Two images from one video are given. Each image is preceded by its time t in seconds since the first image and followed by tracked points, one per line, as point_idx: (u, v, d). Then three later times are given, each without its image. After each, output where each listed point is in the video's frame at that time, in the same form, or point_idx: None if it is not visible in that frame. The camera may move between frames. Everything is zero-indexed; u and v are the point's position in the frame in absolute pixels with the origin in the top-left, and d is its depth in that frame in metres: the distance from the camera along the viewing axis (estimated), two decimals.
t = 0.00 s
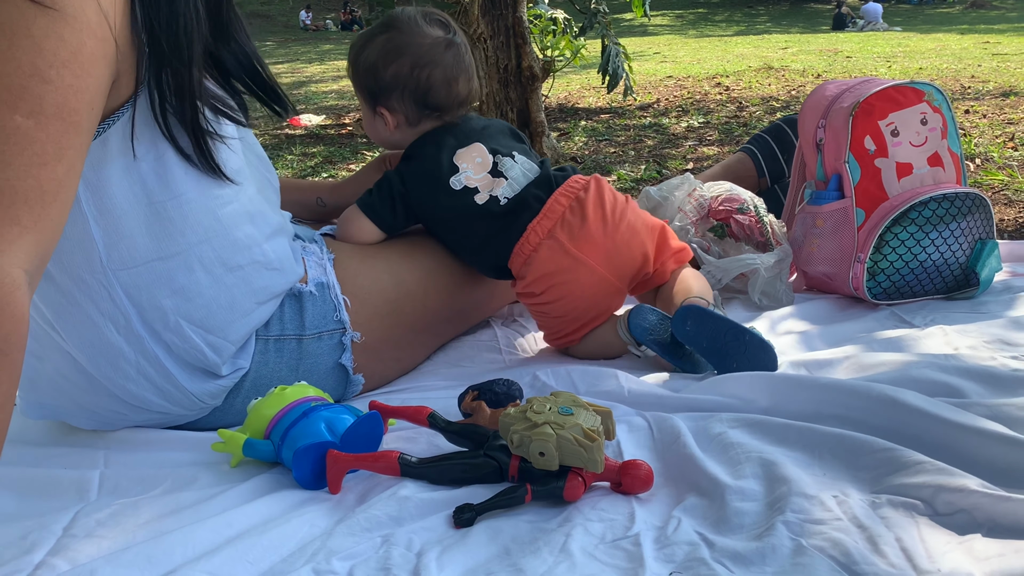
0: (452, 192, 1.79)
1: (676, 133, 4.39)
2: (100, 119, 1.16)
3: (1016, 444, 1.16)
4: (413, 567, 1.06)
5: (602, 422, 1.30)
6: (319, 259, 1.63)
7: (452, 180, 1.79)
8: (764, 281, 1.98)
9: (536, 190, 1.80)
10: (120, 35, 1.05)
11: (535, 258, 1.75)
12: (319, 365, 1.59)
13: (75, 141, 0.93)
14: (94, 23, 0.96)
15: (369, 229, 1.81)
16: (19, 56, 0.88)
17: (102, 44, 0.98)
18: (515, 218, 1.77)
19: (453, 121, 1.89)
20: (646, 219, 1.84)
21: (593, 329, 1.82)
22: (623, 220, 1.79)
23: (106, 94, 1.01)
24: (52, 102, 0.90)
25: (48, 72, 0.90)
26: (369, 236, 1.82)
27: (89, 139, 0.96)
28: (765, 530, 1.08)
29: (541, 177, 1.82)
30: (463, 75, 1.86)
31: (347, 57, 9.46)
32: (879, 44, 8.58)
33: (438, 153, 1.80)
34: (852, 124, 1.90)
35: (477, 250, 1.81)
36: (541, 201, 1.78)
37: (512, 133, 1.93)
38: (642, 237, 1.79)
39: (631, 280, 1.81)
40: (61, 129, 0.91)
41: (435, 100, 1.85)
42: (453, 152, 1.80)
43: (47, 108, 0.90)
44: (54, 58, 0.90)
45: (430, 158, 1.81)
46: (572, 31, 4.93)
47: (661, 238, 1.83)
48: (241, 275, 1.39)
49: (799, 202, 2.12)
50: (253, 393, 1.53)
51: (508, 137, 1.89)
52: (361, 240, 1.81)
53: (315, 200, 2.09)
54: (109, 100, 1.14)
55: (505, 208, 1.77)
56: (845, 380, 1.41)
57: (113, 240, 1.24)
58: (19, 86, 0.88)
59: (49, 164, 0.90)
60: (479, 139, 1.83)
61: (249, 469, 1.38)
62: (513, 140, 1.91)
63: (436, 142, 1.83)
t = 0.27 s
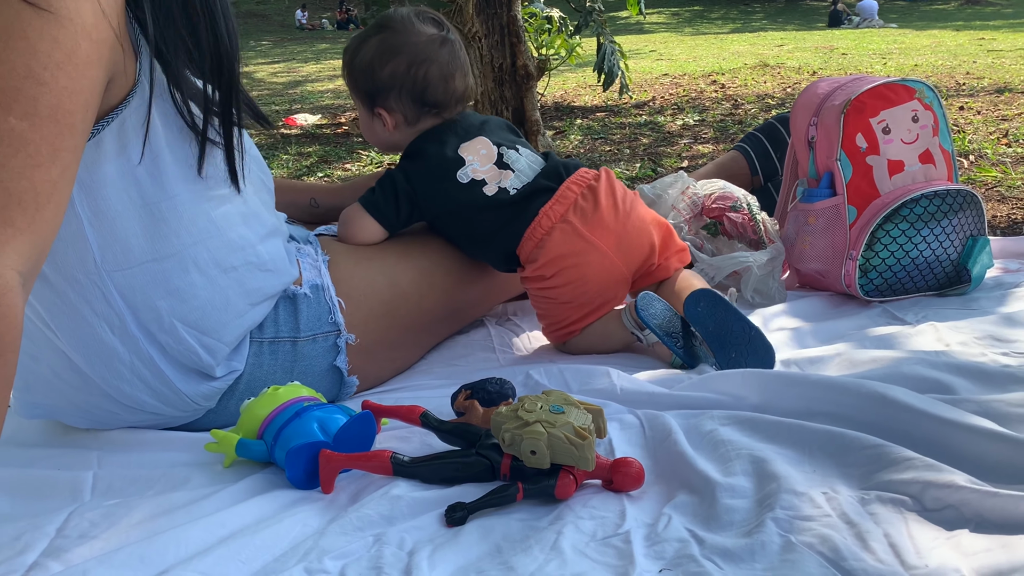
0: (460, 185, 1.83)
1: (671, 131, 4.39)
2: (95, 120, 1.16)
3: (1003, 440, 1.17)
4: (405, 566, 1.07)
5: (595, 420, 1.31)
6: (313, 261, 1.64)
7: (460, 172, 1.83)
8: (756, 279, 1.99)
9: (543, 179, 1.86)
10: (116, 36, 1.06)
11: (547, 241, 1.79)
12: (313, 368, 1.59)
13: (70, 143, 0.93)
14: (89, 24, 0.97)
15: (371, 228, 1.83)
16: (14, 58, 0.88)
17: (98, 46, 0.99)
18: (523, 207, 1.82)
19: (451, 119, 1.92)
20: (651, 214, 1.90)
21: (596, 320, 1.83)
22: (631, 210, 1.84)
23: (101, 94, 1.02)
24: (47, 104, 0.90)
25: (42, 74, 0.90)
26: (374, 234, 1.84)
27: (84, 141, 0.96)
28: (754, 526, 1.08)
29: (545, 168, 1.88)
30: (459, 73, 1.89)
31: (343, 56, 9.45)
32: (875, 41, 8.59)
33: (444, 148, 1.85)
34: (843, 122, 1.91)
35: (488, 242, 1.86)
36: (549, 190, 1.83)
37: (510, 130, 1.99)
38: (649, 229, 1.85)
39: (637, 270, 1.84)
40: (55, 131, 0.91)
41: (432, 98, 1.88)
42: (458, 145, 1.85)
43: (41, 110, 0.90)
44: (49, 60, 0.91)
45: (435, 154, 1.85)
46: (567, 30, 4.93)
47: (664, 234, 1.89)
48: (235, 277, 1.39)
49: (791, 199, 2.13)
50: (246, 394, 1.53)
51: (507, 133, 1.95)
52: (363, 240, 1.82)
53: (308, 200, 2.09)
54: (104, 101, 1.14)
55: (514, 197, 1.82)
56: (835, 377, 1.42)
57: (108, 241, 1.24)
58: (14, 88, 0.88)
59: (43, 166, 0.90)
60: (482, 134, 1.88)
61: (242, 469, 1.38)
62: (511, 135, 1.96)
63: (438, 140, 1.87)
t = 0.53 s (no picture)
0: (466, 176, 1.85)
1: (669, 129, 4.39)
2: (76, 120, 1.15)
3: (998, 441, 1.18)
4: (401, 568, 1.07)
5: (590, 421, 1.31)
6: (308, 261, 1.65)
7: (466, 165, 1.85)
8: (753, 279, 1.99)
9: (549, 171, 1.89)
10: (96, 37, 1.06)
11: (552, 229, 1.81)
12: (308, 368, 1.59)
13: (53, 144, 0.93)
14: (69, 26, 0.97)
15: (378, 223, 1.82)
16: None
17: (78, 46, 0.99)
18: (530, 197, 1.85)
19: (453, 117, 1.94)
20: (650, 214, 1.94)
21: (596, 313, 1.84)
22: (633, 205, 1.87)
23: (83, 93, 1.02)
24: (28, 106, 0.91)
25: (22, 76, 0.91)
26: (380, 228, 1.82)
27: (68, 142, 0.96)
28: (750, 527, 1.09)
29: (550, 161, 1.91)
30: (460, 71, 1.92)
31: (341, 54, 9.44)
32: (873, 38, 8.59)
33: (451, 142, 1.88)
34: (839, 122, 1.91)
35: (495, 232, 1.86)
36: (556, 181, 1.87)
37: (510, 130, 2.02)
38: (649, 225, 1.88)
39: (637, 266, 1.87)
40: (38, 133, 0.91)
41: (434, 97, 1.90)
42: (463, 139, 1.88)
43: (22, 112, 0.90)
44: (29, 62, 0.91)
45: (442, 148, 1.87)
46: (565, 28, 4.93)
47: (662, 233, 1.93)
48: (222, 274, 1.39)
49: (788, 199, 2.13)
50: (243, 395, 1.54)
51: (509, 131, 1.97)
52: (369, 236, 1.81)
53: (303, 202, 2.09)
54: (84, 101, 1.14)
55: (521, 187, 1.85)
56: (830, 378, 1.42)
57: (92, 241, 1.24)
58: None
59: (27, 168, 0.91)
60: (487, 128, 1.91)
61: (238, 470, 1.39)
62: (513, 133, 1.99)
63: (444, 136, 1.90)
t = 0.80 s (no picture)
0: (507, 155, 1.90)
1: (671, 124, 4.39)
2: (64, 103, 1.15)
3: (1004, 428, 1.18)
4: (406, 551, 1.07)
5: (595, 407, 1.31)
6: (310, 247, 1.65)
7: (506, 146, 1.91)
8: (757, 270, 1.99)
9: (583, 153, 1.97)
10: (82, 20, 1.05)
11: (598, 197, 1.86)
12: (311, 354, 1.60)
13: (42, 127, 0.93)
14: (55, 7, 0.96)
15: (423, 206, 1.83)
16: None
17: (65, 28, 0.99)
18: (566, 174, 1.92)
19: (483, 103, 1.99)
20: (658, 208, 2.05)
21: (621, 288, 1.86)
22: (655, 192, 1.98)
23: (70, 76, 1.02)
24: (17, 89, 0.91)
25: (10, 59, 0.90)
26: (424, 210, 1.83)
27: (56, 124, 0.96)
28: (755, 512, 1.09)
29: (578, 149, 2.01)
30: (490, 58, 1.97)
31: (343, 49, 9.44)
32: (875, 35, 8.59)
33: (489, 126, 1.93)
34: (843, 113, 1.91)
35: (535, 210, 1.89)
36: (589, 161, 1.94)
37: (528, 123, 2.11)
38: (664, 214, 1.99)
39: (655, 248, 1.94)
40: (27, 116, 0.91)
41: (467, 82, 1.95)
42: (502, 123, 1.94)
43: (11, 94, 0.90)
44: (16, 44, 0.91)
45: (482, 131, 1.92)
46: (567, 23, 4.93)
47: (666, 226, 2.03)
48: (218, 257, 1.39)
49: (791, 190, 2.13)
50: (248, 381, 1.54)
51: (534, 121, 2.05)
52: (413, 218, 1.82)
53: (302, 190, 2.09)
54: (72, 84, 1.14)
55: (561, 164, 1.91)
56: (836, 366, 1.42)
57: (87, 226, 1.24)
58: None
59: (15, 151, 0.90)
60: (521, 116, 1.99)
61: (243, 455, 1.39)
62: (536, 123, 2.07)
63: (479, 122, 1.95)
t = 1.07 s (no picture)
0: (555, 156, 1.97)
1: (675, 120, 4.39)
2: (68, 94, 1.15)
3: (1007, 424, 1.18)
4: (409, 543, 1.07)
5: (597, 402, 1.31)
6: (314, 241, 1.65)
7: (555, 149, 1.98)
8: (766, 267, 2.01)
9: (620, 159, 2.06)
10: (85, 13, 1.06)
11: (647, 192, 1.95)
12: (315, 347, 1.61)
13: (48, 119, 0.94)
14: None
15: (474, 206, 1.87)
16: None
17: (68, 20, 0.99)
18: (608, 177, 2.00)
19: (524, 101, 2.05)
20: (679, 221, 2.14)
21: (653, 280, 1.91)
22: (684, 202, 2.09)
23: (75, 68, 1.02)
24: (21, 80, 0.91)
25: (14, 50, 0.91)
26: (475, 212, 1.87)
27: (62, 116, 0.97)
28: (757, 506, 1.10)
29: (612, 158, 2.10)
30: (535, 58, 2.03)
31: (346, 45, 9.44)
32: (880, 32, 8.56)
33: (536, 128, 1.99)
34: (848, 109, 1.91)
35: (578, 210, 1.95)
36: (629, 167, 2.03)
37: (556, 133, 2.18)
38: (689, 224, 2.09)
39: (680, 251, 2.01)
40: (32, 107, 0.92)
41: (510, 79, 2.01)
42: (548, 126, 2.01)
43: (16, 86, 0.90)
44: (21, 35, 0.91)
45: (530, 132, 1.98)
46: (571, 18, 4.92)
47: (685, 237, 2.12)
48: (220, 249, 1.39)
49: (796, 187, 2.13)
50: (252, 374, 1.54)
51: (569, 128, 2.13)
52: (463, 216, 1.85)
53: (309, 182, 2.09)
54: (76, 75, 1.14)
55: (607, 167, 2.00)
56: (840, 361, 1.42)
57: (89, 216, 1.24)
58: None
59: (21, 142, 0.91)
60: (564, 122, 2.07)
61: (246, 447, 1.39)
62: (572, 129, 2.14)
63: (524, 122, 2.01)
